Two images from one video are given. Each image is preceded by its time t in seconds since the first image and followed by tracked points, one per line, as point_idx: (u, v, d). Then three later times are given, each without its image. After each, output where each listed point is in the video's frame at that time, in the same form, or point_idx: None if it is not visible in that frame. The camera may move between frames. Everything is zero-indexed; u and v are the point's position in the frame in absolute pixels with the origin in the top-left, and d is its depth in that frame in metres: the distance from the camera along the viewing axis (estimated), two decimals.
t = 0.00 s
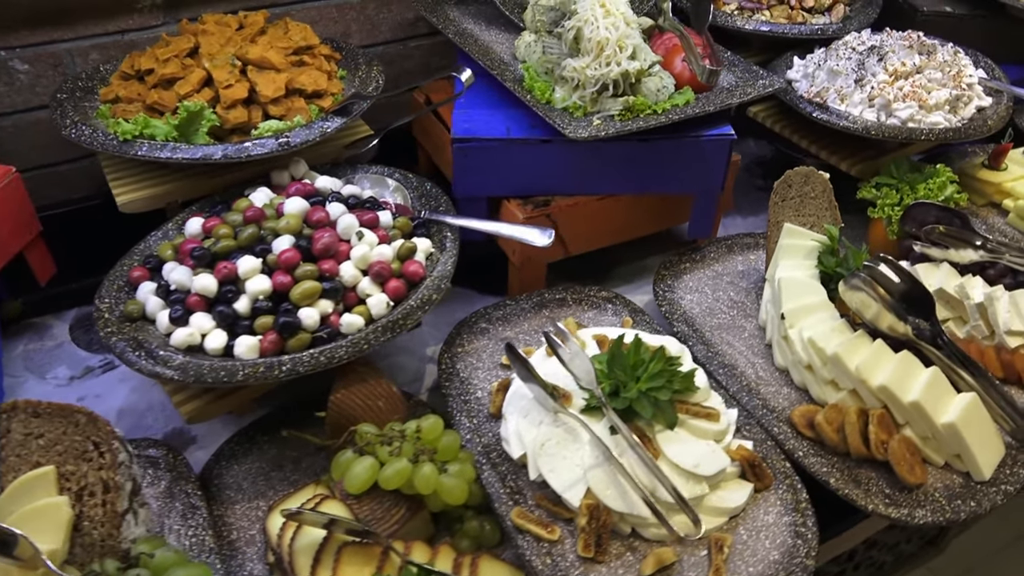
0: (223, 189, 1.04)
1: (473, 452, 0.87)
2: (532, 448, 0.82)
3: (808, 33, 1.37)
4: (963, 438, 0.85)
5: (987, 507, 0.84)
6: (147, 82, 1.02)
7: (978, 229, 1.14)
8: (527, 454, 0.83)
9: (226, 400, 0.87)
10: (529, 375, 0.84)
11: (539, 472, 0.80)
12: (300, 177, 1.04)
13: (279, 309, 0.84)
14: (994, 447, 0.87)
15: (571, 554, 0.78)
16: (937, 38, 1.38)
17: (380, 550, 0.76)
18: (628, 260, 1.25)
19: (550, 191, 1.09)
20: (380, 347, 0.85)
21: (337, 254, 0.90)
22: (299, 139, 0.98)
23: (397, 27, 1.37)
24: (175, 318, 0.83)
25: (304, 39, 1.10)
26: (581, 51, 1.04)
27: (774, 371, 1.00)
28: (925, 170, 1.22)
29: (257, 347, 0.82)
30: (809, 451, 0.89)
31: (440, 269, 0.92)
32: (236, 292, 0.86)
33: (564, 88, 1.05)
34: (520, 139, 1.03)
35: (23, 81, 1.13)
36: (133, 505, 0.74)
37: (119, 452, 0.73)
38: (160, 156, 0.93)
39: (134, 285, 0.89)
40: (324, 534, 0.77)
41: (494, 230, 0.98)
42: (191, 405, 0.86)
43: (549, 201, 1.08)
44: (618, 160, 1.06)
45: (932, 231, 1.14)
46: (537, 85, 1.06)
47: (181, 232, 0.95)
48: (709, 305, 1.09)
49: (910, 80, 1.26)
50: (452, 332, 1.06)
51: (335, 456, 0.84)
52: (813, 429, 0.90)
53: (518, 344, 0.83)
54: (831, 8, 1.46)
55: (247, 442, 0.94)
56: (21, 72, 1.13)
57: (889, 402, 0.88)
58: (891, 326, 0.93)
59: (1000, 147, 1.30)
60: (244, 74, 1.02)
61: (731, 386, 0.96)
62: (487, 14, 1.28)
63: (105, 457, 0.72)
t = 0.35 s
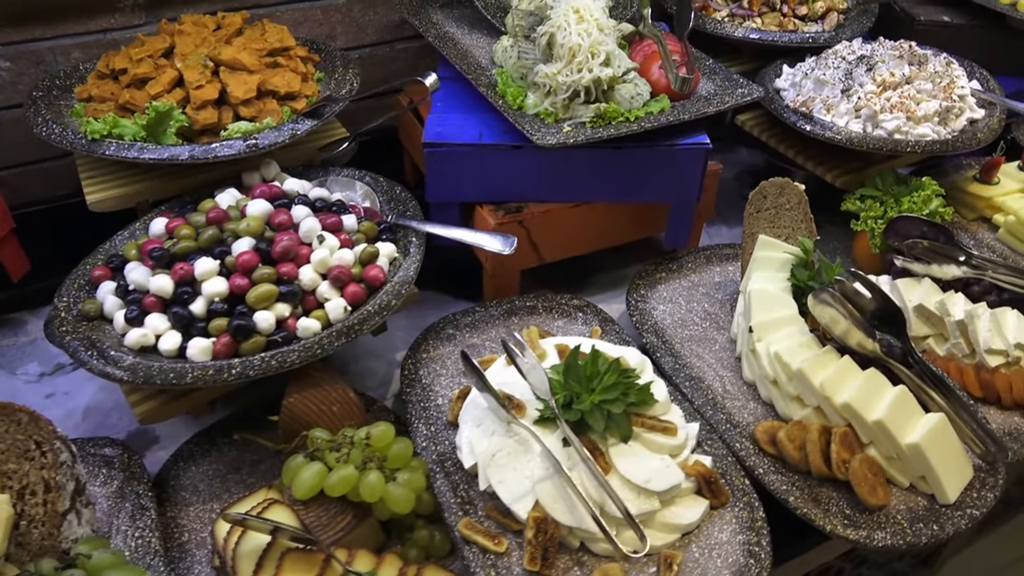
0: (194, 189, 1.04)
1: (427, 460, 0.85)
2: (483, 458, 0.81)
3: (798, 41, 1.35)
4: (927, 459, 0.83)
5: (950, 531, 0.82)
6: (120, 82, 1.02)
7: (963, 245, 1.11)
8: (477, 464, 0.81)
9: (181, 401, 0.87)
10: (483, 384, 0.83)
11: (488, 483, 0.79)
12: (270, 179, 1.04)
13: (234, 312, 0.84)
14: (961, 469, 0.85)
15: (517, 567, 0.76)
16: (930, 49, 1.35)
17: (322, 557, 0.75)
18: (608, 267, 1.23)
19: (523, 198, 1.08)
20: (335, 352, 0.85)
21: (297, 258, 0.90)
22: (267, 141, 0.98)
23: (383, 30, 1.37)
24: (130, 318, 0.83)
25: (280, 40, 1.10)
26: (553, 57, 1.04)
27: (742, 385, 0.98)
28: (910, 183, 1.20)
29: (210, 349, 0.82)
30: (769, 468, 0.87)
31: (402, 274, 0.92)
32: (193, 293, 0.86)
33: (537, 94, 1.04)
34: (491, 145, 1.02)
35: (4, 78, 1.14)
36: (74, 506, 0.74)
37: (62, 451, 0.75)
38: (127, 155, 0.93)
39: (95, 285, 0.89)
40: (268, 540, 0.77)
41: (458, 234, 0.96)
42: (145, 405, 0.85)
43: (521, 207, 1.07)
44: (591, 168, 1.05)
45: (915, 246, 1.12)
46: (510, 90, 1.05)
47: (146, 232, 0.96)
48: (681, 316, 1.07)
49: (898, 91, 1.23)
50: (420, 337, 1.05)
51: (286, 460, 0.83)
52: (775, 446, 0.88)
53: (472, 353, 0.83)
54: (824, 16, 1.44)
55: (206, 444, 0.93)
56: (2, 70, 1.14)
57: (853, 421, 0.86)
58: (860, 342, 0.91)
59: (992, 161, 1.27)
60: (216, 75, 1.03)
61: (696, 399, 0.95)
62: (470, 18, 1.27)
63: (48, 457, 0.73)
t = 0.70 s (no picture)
0: (181, 193, 1.03)
1: (401, 473, 0.84)
2: (456, 473, 0.80)
3: (801, 51, 1.33)
4: (914, 485, 0.80)
5: (936, 560, 0.79)
6: (108, 84, 1.02)
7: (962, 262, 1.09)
8: (450, 478, 0.80)
9: (156, 407, 0.86)
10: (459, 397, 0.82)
11: (459, 499, 0.77)
12: (257, 184, 1.03)
13: (209, 318, 0.83)
14: (949, 495, 0.82)
15: None
16: (935, 61, 1.33)
17: (288, 570, 0.74)
18: (601, 277, 1.22)
19: (511, 206, 1.06)
20: (310, 360, 0.84)
21: (277, 265, 0.89)
22: (252, 146, 0.97)
23: (381, 35, 1.36)
24: (104, 323, 0.83)
25: (272, 45, 1.10)
26: (542, 65, 1.03)
27: (729, 403, 0.96)
28: (910, 197, 1.17)
29: (183, 356, 0.81)
30: (752, 489, 0.85)
31: (382, 283, 0.91)
32: (169, 299, 0.85)
33: (525, 102, 1.03)
34: (478, 152, 1.01)
35: None
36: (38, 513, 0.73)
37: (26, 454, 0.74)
38: (110, 158, 0.93)
39: (73, 288, 0.88)
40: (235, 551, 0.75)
41: (441, 242, 0.94)
42: (118, 410, 0.84)
43: (509, 216, 1.06)
44: (580, 177, 1.03)
45: (913, 263, 1.10)
46: (499, 97, 1.04)
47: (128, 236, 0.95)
48: (670, 330, 1.05)
49: (899, 103, 1.21)
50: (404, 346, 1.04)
51: (258, 469, 0.82)
52: (758, 466, 0.86)
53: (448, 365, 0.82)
54: (828, 27, 1.41)
55: (184, 449, 0.91)
56: None
57: (839, 443, 0.84)
58: (849, 361, 0.90)
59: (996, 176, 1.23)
60: (204, 79, 1.02)
61: (680, 416, 0.93)
62: (466, 24, 1.26)
63: (13, 460, 0.72)
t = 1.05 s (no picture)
0: (156, 198, 1.01)
1: (372, 491, 0.81)
2: (427, 492, 0.77)
3: (799, 57, 1.29)
4: (902, 510, 0.77)
5: None
6: (84, 87, 1.00)
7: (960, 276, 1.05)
8: (421, 498, 0.77)
9: (122, 420, 0.84)
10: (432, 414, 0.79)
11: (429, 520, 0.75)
12: (234, 190, 1.01)
13: (176, 329, 0.81)
14: (941, 521, 0.79)
15: None
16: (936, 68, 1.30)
17: None
18: (590, 287, 1.19)
19: (495, 215, 1.04)
20: (279, 374, 0.81)
21: (249, 274, 0.87)
22: (228, 151, 0.95)
23: (369, 38, 1.34)
24: (68, 333, 0.80)
25: (253, 47, 1.07)
26: (526, 71, 1.00)
27: (714, 420, 0.93)
28: (908, 209, 1.14)
29: (147, 368, 0.78)
30: (734, 512, 0.82)
31: (357, 293, 0.88)
32: (137, 308, 0.82)
33: (509, 108, 1.00)
34: (460, 160, 0.98)
35: None
36: None
37: None
38: (81, 163, 0.91)
39: (41, 296, 0.86)
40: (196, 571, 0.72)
41: (418, 254, 0.91)
42: (84, 422, 0.82)
43: (493, 225, 1.03)
44: (565, 186, 1.00)
45: (910, 277, 1.06)
46: (483, 103, 1.01)
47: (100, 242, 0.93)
48: (657, 344, 1.03)
49: (898, 112, 1.18)
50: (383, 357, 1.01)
51: (224, 485, 0.80)
52: (742, 488, 0.83)
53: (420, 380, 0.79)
54: (827, 32, 1.38)
55: (153, 461, 0.89)
56: None
57: (825, 465, 0.81)
58: (838, 380, 0.86)
59: (998, 187, 1.20)
60: (182, 82, 1.00)
61: (663, 434, 0.90)
62: (454, 27, 1.24)
63: None
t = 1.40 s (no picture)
0: (125, 210, 0.98)
1: (336, 516, 0.79)
2: (390, 519, 0.75)
3: (788, 65, 1.27)
4: (883, 540, 0.74)
5: None
6: (51, 97, 0.98)
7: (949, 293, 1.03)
8: (384, 525, 0.75)
9: (82, 441, 0.82)
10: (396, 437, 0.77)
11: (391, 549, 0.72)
12: (204, 202, 0.98)
13: (135, 348, 0.79)
14: (924, 550, 0.76)
15: None
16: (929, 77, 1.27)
17: None
18: (572, 301, 1.17)
19: (472, 228, 1.01)
20: (241, 395, 0.79)
21: (213, 291, 0.84)
22: (196, 163, 0.93)
23: (351, 45, 1.31)
24: (24, 352, 0.78)
25: (225, 56, 1.05)
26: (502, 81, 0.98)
27: (693, 441, 0.90)
28: (897, 222, 1.11)
29: (104, 390, 0.76)
30: (710, 539, 0.79)
31: (324, 311, 0.85)
32: (96, 327, 0.80)
33: (485, 119, 0.98)
34: (434, 172, 0.96)
35: None
36: None
37: None
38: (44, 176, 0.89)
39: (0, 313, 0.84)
40: None
41: (389, 271, 0.89)
42: (41, 444, 0.80)
43: (469, 238, 1.01)
44: (542, 199, 0.98)
45: (898, 292, 1.04)
46: (458, 114, 0.99)
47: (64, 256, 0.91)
48: (636, 361, 1.00)
49: (887, 122, 1.15)
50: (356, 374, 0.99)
51: (183, 510, 0.78)
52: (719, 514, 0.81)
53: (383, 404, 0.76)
54: (818, 39, 1.36)
55: (117, 482, 0.87)
56: None
57: (804, 491, 0.78)
58: (818, 403, 0.84)
59: (992, 199, 1.17)
60: (151, 92, 0.98)
61: (640, 456, 0.87)
62: (436, 35, 1.22)
63: None
